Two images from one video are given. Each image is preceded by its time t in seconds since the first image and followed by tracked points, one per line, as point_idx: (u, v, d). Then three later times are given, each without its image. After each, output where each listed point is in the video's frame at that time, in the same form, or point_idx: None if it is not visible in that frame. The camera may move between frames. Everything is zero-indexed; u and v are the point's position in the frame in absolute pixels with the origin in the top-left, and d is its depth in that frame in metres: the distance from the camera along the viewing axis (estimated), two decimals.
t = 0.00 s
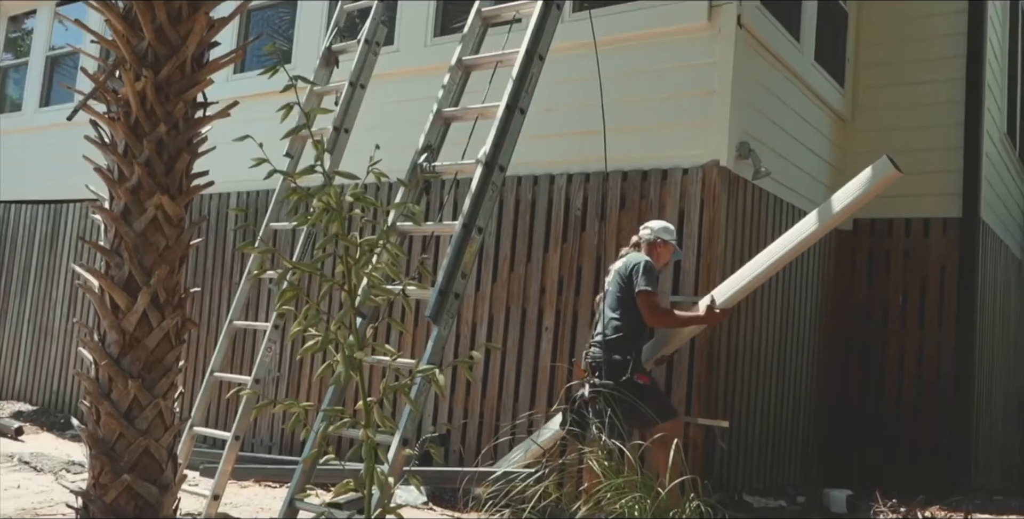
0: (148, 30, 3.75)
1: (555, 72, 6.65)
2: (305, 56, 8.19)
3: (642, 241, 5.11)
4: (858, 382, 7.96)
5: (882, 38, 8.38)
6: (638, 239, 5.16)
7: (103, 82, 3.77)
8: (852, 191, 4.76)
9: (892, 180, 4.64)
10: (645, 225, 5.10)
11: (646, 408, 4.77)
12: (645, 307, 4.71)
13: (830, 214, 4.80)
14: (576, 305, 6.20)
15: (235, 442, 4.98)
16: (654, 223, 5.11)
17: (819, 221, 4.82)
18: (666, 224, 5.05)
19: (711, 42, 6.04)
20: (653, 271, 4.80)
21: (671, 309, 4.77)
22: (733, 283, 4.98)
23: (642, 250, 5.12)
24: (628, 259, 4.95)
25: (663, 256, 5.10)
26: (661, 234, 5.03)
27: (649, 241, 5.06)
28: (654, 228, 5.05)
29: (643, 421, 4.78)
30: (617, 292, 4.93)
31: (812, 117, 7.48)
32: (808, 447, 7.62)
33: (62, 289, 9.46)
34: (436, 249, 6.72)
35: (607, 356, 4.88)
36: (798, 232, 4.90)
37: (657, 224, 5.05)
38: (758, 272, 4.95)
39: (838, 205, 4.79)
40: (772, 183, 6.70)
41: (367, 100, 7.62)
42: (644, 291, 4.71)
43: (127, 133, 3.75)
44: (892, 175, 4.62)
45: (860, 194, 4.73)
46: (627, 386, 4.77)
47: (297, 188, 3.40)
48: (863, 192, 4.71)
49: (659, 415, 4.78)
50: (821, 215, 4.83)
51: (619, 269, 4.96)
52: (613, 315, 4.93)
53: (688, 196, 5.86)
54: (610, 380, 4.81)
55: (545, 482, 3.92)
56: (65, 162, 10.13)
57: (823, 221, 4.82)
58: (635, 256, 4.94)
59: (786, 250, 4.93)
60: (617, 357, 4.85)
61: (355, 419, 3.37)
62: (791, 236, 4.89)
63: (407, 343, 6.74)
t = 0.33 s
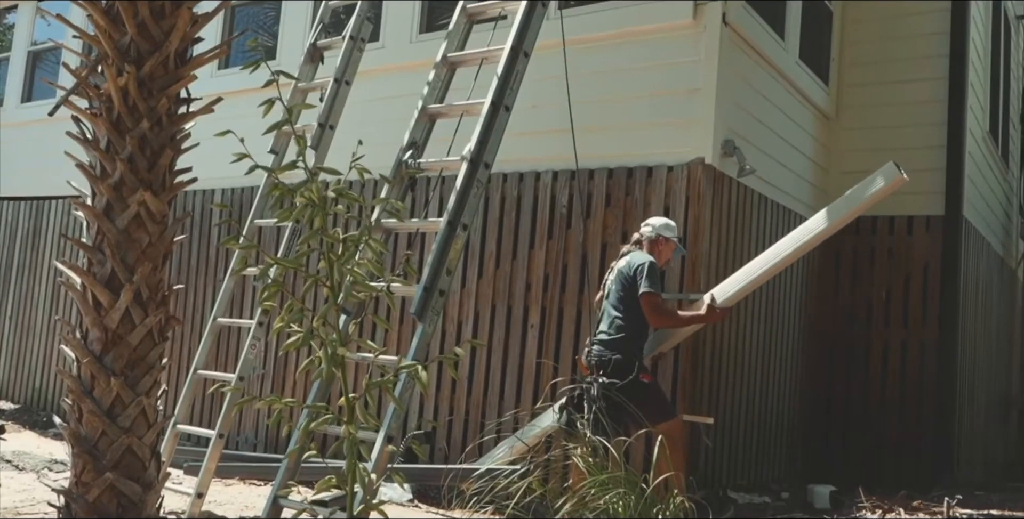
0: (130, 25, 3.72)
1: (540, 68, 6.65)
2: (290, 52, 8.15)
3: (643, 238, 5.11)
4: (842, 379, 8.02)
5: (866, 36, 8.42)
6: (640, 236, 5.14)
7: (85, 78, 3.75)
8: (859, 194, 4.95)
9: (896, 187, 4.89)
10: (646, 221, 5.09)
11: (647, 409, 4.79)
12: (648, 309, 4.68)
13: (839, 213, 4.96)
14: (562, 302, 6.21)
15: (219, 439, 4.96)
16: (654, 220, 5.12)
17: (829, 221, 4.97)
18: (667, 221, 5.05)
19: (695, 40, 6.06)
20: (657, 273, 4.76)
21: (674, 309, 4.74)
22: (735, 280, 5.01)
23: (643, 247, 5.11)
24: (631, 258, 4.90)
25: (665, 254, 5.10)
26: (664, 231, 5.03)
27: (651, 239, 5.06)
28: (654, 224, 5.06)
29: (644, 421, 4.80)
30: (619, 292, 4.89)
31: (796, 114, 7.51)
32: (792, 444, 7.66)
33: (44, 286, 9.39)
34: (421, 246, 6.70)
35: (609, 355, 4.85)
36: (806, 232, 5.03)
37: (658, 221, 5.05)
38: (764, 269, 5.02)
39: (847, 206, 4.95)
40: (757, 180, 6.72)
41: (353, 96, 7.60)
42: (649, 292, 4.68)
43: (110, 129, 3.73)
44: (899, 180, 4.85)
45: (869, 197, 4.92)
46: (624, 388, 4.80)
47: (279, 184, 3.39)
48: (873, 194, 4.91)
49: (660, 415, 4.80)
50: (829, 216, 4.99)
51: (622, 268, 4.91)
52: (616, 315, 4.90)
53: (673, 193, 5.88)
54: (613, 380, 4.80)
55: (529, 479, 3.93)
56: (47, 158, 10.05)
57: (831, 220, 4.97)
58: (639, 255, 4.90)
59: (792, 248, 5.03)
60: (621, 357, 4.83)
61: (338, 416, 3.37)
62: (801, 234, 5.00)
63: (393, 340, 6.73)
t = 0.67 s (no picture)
0: (113, 20, 3.69)
1: (525, 65, 6.65)
2: (274, 48, 8.11)
3: (648, 237, 5.14)
4: (826, 375, 8.06)
5: (850, 35, 8.46)
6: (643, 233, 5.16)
7: (66, 74, 3.72)
8: (869, 188, 5.16)
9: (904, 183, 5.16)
10: (650, 219, 5.11)
11: (651, 408, 4.84)
12: (658, 311, 4.74)
13: (852, 206, 5.14)
14: (547, 300, 6.22)
15: (203, 437, 4.94)
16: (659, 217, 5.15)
17: (842, 213, 5.14)
18: (671, 219, 5.08)
19: (681, 37, 6.07)
20: (666, 273, 4.83)
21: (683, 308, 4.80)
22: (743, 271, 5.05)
23: (648, 245, 5.14)
24: (639, 257, 4.95)
25: (670, 252, 5.15)
26: (670, 229, 5.07)
27: (656, 237, 5.10)
28: (659, 221, 5.09)
29: (647, 419, 4.85)
30: (626, 290, 4.94)
31: (780, 112, 7.54)
32: (776, 440, 7.70)
33: (26, 284, 9.33)
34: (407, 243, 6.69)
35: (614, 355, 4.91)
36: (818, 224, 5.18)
37: (663, 218, 5.09)
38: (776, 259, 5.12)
39: (858, 199, 5.15)
40: (741, 178, 6.73)
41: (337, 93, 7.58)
42: (658, 293, 4.74)
43: (92, 125, 3.70)
44: (908, 177, 5.13)
45: (880, 190, 5.14)
46: (628, 389, 4.83)
47: (261, 179, 3.37)
48: (884, 188, 5.13)
49: (663, 414, 4.85)
50: (841, 208, 5.16)
51: (630, 267, 4.96)
52: (622, 314, 4.95)
53: (658, 191, 5.89)
54: (619, 379, 4.85)
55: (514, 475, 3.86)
56: (28, 154, 9.97)
57: (844, 212, 5.14)
58: (645, 254, 4.96)
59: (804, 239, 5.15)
60: (628, 357, 4.89)
61: (319, 412, 3.35)
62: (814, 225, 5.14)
63: (378, 338, 6.72)
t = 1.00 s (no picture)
0: (95, 17, 3.67)
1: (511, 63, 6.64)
2: (259, 45, 8.08)
3: (655, 231, 5.13)
4: (810, 373, 8.11)
5: (834, 34, 8.49)
6: (650, 228, 5.16)
7: (48, 70, 3.69)
8: (878, 174, 5.21)
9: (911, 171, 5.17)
10: (658, 213, 5.11)
11: (658, 404, 4.89)
12: (668, 307, 4.78)
13: (863, 190, 5.18)
14: (533, 298, 6.23)
15: (187, 435, 4.92)
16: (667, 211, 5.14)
17: (853, 196, 5.17)
18: (678, 214, 5.07)
19: (666, 36, 6.08)
20: (675, 270, 4.86)
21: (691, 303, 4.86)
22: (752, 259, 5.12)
23: (654, 239, 5.13)
24: (649, 254, 4.95)
25: (677, 246, 5.14)
26: (678, 223, 5.06)
27: (664, 232, 5.08)
28: (666, 217, 5.08)
29: (652, 416, 4.88)
30: (634, 286, 4.94)
31: (765, 110, 7.56)
32: (760, 437, 7.74)
33: (8, 282, 9.26)
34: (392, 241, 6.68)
35: (621, 352, 4.93)
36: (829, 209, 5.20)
37: (671, 213, 5.08)
38: (788, 245, 5.16)
39: (869, 183, 5.18)
40: (726, 175, 6.75)
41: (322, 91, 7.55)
42: (666, 291, 4.77)
43: (74, 122, 3.67)
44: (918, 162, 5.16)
45: (890, 175, 5.19)
46: (636, 386, 4.88)
47: (242, 176, 3.34)
48: (894, 173, 5.18)
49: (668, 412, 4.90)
50: (852, 193, 5.19)
51: (638, 263, 4.97)
52: (629, 310, 4.97)
53: (643, 189, 5.91)
54: (626, 376, 4.88)
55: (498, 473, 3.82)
56: (9, 151, 9.89)
57: (855, 196, 5.17)
58: (655, 250, 4.97)
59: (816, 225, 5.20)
60: (636, 354, 4.91)
61: (301, 410, 3.32)
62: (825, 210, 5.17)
63: (364, 336, 6.71)
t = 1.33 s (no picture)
0: (78, 13, 3.64)
1: (496, 61, 6.64)
2: (243, 42, 8.04)
3: (658, 225, 5.14)
4: (794, 369, 8.16)
5: (819, 33, 8.53)
6: (653, 221, 5.18)
7: (30, 66, 3.66)
8: (879, 156, 5.04)
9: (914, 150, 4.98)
10: (660, 206, 5.13)
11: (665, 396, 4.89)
12: (678, 299, 4.78)
13: (862, 173, 5.04)
14: (518, 296, 6.23)
15: (171, 435, 4.89)
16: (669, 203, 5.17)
17: (851, 181, 5.05)
18: (681, 206, 5.10)
19: (651, 35, 6.08)
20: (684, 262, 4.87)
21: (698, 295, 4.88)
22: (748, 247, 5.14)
23: (655, 231, 5.15)
24: (657, 246, 4.97)
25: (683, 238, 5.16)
26: (683, 214, 5.09)
27: (669, 225, 5.10)
28: (670, 209, 5.11)
29: (656, 413, 4.84)
30: (640, 279, 4.96)
31: (749, 109, 7.58)
32: (745, 434, 7.77)
33: None
34: (377, 239, 6.68)
35: (627, 345, 4.93)
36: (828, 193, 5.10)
37: (675, 205, 5.11)
38: (783, 232, 5.13)
39: (868, 167, 5.04)
40: (710, 174, 6.77)
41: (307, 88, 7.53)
42: (677, 285, 4.77)
43: (56, 119, 3.65)
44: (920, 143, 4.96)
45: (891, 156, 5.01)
46: (645, 379, 4.85)
47: (223, 174, 3.33)
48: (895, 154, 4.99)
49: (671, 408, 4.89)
50: (851, 177, 5.07)
51: (646, 255, 4.97)
52: (635, 303, 4.96)
53: (628, 187, 5.92)
54: (635, 369, 4.86)
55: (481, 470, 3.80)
56: None
57: (853, 181, 5.05)
58: (660, 242, 4.99)
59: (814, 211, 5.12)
60: (643, 347, 4.91)
61: (282, 408, 3.31)
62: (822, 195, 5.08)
63: (350, 334, 6.70)
